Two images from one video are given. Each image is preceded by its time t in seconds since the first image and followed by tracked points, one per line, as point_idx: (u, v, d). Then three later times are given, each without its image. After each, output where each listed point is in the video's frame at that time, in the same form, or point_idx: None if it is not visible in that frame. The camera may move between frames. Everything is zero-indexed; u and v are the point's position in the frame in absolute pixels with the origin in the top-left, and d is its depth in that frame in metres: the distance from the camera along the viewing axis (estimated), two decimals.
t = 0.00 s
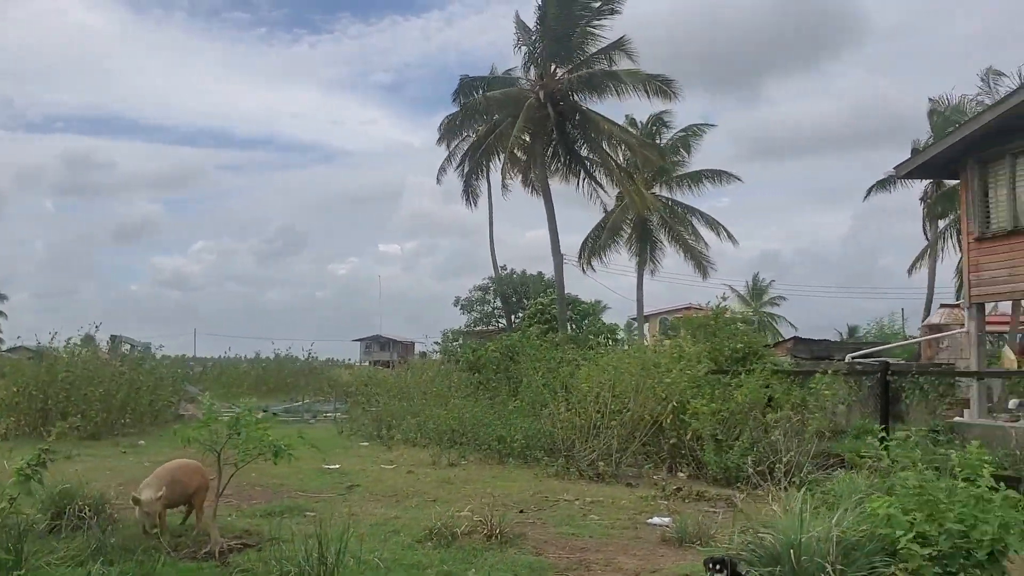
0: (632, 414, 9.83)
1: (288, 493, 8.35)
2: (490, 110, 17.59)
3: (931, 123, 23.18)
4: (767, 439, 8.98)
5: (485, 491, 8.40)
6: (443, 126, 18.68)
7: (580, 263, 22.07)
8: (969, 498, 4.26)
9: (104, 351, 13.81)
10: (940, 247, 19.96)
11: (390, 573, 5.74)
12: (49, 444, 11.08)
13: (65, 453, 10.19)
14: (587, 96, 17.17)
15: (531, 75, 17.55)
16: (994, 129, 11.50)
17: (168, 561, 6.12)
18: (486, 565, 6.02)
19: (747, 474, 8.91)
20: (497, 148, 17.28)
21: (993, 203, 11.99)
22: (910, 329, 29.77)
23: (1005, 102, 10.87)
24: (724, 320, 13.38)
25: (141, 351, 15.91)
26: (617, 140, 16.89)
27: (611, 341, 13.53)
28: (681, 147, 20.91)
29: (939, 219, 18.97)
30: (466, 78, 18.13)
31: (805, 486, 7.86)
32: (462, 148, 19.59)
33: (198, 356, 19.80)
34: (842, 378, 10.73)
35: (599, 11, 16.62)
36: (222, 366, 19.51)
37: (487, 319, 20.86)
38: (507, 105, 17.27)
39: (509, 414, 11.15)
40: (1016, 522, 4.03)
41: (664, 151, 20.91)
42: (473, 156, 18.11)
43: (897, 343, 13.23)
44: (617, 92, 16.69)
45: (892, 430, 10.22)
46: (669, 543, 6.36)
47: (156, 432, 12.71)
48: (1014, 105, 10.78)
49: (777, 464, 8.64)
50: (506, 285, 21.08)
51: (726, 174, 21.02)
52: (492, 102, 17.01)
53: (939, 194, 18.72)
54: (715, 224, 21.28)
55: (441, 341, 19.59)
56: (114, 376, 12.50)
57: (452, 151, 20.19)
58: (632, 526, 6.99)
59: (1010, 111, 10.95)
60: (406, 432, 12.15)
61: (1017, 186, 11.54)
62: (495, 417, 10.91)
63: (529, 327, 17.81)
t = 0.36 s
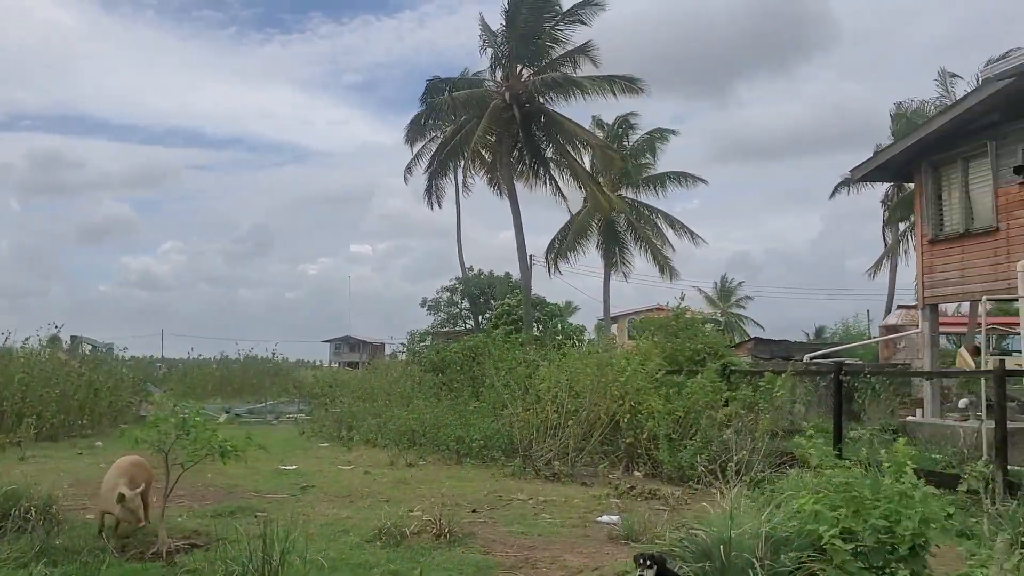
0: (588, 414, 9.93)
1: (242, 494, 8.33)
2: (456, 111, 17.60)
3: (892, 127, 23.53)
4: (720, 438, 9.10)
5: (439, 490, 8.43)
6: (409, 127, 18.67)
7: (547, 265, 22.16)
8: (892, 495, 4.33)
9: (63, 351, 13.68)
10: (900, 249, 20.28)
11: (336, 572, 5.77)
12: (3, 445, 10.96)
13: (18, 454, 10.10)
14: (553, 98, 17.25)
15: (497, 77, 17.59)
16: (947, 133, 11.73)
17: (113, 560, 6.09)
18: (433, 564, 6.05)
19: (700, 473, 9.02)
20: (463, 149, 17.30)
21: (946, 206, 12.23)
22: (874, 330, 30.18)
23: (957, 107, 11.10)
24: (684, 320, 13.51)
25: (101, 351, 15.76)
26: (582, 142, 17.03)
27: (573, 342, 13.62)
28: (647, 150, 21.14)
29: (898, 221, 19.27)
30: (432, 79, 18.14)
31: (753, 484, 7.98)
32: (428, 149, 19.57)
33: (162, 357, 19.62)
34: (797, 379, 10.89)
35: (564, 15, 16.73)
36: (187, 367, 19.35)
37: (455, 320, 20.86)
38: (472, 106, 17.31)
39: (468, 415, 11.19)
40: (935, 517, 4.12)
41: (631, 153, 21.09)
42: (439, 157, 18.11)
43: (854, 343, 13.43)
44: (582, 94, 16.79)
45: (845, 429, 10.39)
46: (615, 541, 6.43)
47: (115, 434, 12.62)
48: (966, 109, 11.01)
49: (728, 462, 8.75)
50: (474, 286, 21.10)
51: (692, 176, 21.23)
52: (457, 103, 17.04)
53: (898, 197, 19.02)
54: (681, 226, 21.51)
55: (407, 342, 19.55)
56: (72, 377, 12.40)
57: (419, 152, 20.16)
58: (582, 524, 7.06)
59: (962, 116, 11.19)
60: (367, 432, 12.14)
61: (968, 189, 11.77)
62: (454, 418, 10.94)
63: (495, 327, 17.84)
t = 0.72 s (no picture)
0: (557, 412, 9.99)
1: (209, 492, 8.34)
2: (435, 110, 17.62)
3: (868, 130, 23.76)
4: (686, 436, 9.17)
5: (406, 488, 8.45)
6: (388, 126, 18.67)
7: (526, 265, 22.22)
8: (830, 488, 4.41)
9: (36, 350, 13.61)
10: (875, 251, 20.47)
11: (294, 569, 5.79)
12: None
13: None
14: (531, 99, 17.31)
15: (475, 77, 17.63)
16: (915, 136, 11.91)
17: (73, 559, 6.09)
18: (393, 561, 6.09)
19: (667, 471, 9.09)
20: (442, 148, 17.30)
21: (913, 209, 12.40)
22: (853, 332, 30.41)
23: (925, 110, 11.29)
24: (658, 320, 13.59)
25: (76, 350, 15.68)
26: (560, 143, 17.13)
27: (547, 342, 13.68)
28: (626, 150, 21.27)
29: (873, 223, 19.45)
30: (411, 79, 18.15)
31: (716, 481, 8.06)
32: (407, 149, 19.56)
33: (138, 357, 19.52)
34: (766, 378, 10.99)
35: (544, 18, 16.80)
36: (164, 367, 19.25)
37: (434, 320, 20.85)
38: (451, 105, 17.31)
39: (440, 414, 11.21)
40: (870, 510, 4.21)
41: (611, 154, 21.19)
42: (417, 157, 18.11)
43: (826, 343, 13.56)
44: (560, 95, 16.88)
45: (813, 428, 10.49)
46: (576, 537, 6.48)
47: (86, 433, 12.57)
48: (933, 112, 11.19)
49: (694, 460, 8.82)
50: (453, 286, 21.12)
51: (671, 177, 21.37)
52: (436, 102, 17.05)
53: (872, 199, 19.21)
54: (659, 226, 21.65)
55: (386, 342, 19.53)
56: (44, 377, 12.34)
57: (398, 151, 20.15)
58: (544, 521, 7.10)
59: (929, 119, 11.37)
60: (340, 432, 12.14)
61: (936, 191, 11.92)
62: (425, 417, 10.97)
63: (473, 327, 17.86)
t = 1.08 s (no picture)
0: (528, 410, 10.06)
1: (175, 492, 8.33)
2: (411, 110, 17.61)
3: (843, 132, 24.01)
4: (653, 435, 9.25)
5: (374, 488, 8.47)
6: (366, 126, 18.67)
7: (505, 265, 22.26)
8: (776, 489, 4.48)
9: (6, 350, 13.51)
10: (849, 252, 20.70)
11: (253, 568, 5.80)
12: None
13: None
14: (507, 100, 17.36)
15: (452, 77, 17.65)
16: (882, 139, 12.07)
17: (31, 559, 6.08)
18: (354, 560, 6.12)
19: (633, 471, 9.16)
20: (419, 148, 17.31)
21: (881, 211, 12.55)
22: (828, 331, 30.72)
23: (892, 112, 11.43)
24: (630, 322, 13.76)
25: (48, 349, 15.56)
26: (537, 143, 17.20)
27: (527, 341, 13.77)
28: (605, 151, 21.37)
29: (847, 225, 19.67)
30: (388, 78, 18.16)
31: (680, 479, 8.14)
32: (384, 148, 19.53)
33: (113, 356, 19.39)
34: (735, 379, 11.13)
35: (521, 19, 16.84)
36: (139, 367, 19.14)
37: (411, 319, 20.85)
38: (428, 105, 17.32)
39: (411, 413, 11.22)
40: (811, 509, 4.30)
41: (589, 154, 21.28)
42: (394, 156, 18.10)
43: (797, 343, 13.69)
44: (536, 96, 16.94)
45: (780, 427, 10.62)
46: (537, 535, 6.53)
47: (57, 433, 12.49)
48: (901, 114, 11.33)
49: (660, 458, 8.89)
50: (431, 286, 21.14)
51: (649, 178, 21.50)
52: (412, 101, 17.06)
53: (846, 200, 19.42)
54: (637, 226, 21.79)
55: (363, 341, 19.52)
56: (14, 376, 12.26)
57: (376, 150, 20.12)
58: (508, 521, 7.15)
59: (897, 121, 11.51)
60: (312, 432, 12.13)
61: (903, 194, 12.08)
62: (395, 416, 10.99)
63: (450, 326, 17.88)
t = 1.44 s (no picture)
0: (493, 408, 10.09)
1: (136, 491, 8.28)
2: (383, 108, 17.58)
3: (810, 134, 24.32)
4: (616, 433, 9.33)
5: (337, 487, 8.46)
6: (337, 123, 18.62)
7: (478, 264, 22.28)
8: (720, 486, 4.56)
9: None
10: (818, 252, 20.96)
11: (209, 567, 5.78)
12: None
13: None
14: (479, 98, 17.40)
15: (423, 75, 17.65)
16: (845, 141, 12.23)
17: None
18: (311, 558, 6.13)
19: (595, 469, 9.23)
20: (389, 146, 17.29)
21: (845, 212, 12.72)
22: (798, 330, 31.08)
23: (856, 114, 11.58)
24: (600, 321, 13.88)
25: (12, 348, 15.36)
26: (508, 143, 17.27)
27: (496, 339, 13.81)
28: (578, 150, 21.43)
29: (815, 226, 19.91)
30: (359, 75, 18.12)
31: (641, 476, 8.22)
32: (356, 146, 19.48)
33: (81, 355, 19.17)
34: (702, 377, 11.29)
35: (491, 17, 16.89)
36: (107, 366, 18.94)
37: (383, 318, 20.80)
38: (399, 103, 17.31)
39: (377, 412, 11.22)
40: (754, 504, 4.38)
41: (562, 154, 21.37)
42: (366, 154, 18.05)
43: (763, 343, 13.85)
44: (508, 95, 16.99)
45: (743, 425, 10.74)
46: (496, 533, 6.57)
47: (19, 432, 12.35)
48: (864, 116, 11.49)
49: (623, 456, 8.97)
50: (403, 285, 21.12)
51: (621, 178, 21.61)
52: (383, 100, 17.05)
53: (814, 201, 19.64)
54: (609, 226, 21.91)
55: (334, 340, 19.45)
56: None
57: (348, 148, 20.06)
58: (468, 519, 7.18)
59: (860, 123, 11.67)
60: (278, 431, 12.09)
61: (866, 196, 12.25)
62: (361, 414, 10.99)
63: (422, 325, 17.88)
